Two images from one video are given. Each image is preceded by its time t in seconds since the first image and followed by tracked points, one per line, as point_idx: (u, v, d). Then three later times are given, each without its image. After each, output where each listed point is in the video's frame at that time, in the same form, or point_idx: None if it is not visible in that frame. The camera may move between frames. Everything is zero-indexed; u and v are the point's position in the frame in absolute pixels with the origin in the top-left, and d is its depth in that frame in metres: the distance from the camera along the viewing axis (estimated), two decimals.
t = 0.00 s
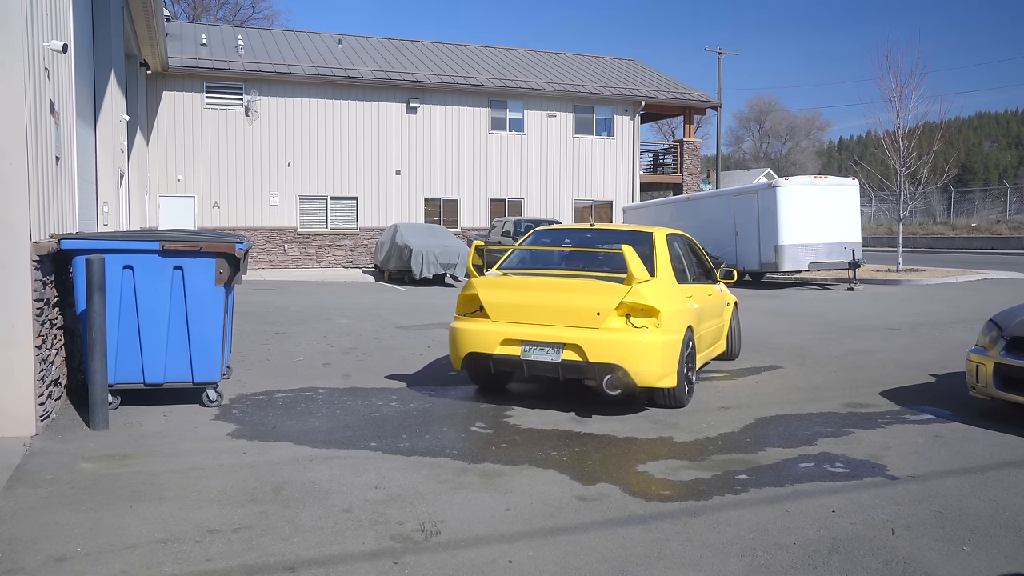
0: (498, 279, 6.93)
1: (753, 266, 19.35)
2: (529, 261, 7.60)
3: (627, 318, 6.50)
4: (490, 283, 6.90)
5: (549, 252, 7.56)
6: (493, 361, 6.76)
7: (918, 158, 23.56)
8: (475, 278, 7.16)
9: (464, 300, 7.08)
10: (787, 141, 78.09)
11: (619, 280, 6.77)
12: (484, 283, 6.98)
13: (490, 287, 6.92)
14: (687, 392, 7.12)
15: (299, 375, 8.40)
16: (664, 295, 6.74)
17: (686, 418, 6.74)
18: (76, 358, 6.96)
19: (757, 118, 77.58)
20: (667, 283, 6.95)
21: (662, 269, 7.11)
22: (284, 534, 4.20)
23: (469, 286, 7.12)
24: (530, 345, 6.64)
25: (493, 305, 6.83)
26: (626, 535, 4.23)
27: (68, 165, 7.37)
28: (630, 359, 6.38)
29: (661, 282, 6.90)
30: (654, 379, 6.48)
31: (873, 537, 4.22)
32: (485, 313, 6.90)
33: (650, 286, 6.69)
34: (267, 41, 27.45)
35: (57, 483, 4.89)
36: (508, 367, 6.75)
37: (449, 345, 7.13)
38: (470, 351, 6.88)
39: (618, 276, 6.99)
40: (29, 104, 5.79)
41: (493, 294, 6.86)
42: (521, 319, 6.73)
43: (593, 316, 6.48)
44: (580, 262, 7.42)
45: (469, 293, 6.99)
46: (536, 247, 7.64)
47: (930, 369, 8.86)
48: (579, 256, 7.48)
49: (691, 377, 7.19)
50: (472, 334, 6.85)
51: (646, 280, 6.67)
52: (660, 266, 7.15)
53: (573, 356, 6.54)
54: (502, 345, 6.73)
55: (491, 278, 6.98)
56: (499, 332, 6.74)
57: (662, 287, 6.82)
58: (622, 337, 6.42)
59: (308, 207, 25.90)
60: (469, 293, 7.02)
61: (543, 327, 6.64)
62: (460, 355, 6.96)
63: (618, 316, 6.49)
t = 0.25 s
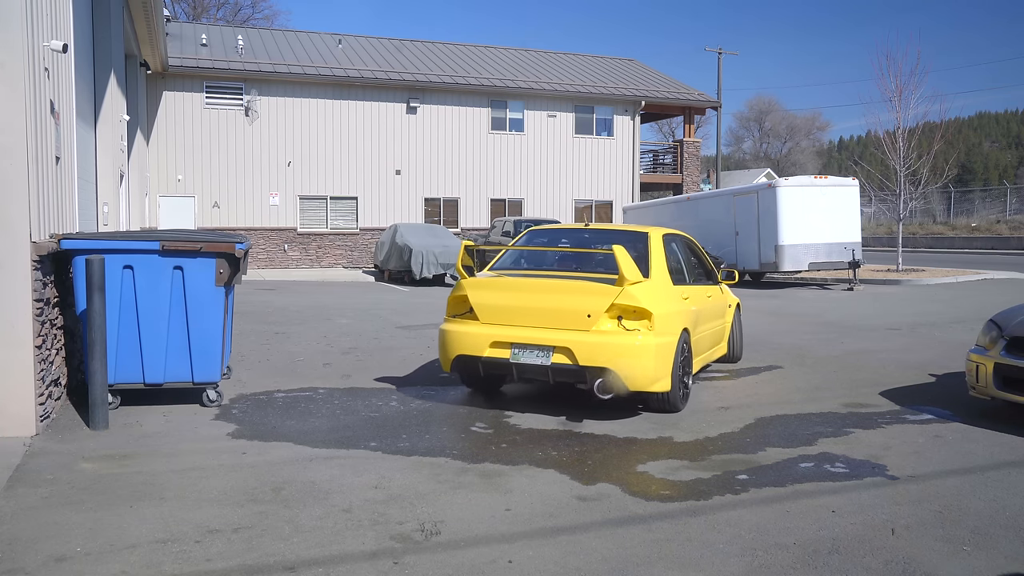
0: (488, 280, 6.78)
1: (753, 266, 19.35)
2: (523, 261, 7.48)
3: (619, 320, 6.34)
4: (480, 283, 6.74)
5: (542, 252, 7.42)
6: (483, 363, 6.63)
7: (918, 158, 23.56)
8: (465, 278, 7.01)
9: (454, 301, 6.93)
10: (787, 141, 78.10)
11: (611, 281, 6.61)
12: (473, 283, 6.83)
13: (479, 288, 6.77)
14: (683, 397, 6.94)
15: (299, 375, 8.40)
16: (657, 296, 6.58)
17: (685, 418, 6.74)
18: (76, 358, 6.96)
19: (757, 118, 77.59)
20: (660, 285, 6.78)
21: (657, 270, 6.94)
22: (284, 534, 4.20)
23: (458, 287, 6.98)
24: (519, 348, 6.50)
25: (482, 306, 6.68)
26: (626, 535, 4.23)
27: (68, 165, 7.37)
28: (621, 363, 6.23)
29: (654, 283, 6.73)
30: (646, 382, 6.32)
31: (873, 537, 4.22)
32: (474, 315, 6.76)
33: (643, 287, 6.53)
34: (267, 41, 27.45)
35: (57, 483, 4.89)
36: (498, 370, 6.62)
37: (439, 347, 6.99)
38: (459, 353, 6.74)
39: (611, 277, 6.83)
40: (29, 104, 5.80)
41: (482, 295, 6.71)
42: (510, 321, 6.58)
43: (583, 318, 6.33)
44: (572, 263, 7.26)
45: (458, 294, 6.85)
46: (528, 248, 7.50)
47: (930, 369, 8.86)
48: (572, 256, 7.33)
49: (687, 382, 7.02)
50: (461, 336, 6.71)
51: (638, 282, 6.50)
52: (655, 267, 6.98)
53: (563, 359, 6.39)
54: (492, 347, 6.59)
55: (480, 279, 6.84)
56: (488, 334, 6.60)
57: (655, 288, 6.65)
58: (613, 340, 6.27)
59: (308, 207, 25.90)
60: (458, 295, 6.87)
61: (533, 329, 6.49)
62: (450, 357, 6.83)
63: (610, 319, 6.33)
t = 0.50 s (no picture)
0: (476, 281, 6.63)
1: (753, 266, 19.35)
2: (514, 263, 7.32)
3: (610, 322, 6.18)
4: (468, 285, 6.60)
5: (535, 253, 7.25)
6: (471, 366, 6.48)
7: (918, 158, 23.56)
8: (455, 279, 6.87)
9: (443, 303, 6.78)
10: (787, 141, 78.11)
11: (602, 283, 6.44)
12: (462, 284, 6.69)
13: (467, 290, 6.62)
14: (678, 401, 6.77)
15: (299, 375, 8.39)
16: (651, 298, 6.41)
17: (685, 418, 6.74)
18: (76, 358, 6.96)
19: (757, 118, 77.58)
20: (654, 287, 6.61)
21: (650, 271, 6.77)
22: (284, 534, 4.20)
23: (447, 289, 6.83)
24: (508, 351, 6.34)
25: (471, 308, 6.54)
26: (627, 535, 4.23)
27: (68, 165, 7.37)
28: (612, 366, 6.06)
29: (648, 284, 6.56)
30: (638, 386, 6.16)
31: (873, 537, 4.22)
32: (463, 317, 6.61)
33: (635, 289, 6.36)
34: (267, 41, 27.46)
35: (57, 483, 4.89)
36: (487, 373, 6.46)
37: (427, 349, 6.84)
38: (448, 356, 6.58)
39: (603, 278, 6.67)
40: (29, 104, 5.80)
41: (471, 297, 6.56)
42: (499, 323, 6.43)
43: (573, 320, 6.17)
44: (564, 264, 7.08)
45: (448, 295, 6.70)
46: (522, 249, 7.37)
47: (930, 369, 8.86)
48: (564, 256, 7.15)
49: (682, 386, 6.85)
50: (450, 338, 6.57)
51: (630, 283, 6.33)
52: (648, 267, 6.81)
53: (552, 362, 6.23)
54: (481, 350, 6.44)
55: (470, 280, 6.69)
56: (477, 336, 6.45)
57: (648, 290, 6.48)
58: (603, 342, 6.11)
59: (308, 207, 25.91)
60: (447, 296, 6.72)
61: (522, 331, 6.33)
62: (438, 360, 6.68)
63: (600, 321, 6.17)
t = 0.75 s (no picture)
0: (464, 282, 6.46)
1: (753, 266, 19.35)
2: (506, 263, 7.20)
3: (599, 325, 6.00)
4: (456, 285, 6.44)
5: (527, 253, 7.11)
6: (458, 369, 6.31)
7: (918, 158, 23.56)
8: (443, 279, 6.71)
9: (431, 304, 6.62)
10: (787, 141, 78.11)
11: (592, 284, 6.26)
12: (450, 285, 6.52)
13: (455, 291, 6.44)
14: (671, 406, 6.60)
15: (299, 375, 8.39)
16: (642, 300, 6.23)
17: (685, 418, 6.74)
18: (76, 358, 6.96)
19: (757, 118, 77.59)
20: (646, 288, 6.42)
21: (643, 271, 6.58)
22: (284, 534, 4.20)
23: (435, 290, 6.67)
24: (495, 354, 6.17)
25: (458, 309, 6.37)
26: (627, 535, 4.23)
27: (68, 164, 7.37)
28: (601, 370, 5.89)
29: (640, 285, 6.37)
30: (628, 391, 5.98)
31: (873, 537, 4.22)
32: (451, 319, 6.45)
33: (625, 290, 6.17)
34: (267, 41, 27.46)
35: (57, 483, 4.89)
36: (474, 376, 6.30)
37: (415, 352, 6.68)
38: (435, 358, 6.43)
39: (593, 279, 6.48)
40: (29, 104, 5.80)
41: (458, 298, 6.40)
42: (487, 325, 6.26)
43: (561, 322, 5.99)
44: (556, 265, 6.94)
45: (435, 296, 6.54)
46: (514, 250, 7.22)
47: (930, 369, 8.86)
48: (556, 256, 7.01)
49: (676, 390, 6.68)
50: (437, 340, 6.41)
51: (621, 284, 6.15)
52: (641, 267, 6.62)
53: (540, 365, 6.05)
54: (468, 352, 6.28)
55: (457, 280, 6.52)
56: (464, 338, 6.29)
57: (640, 291, 6.30)
58: (592, 346, 5.93)
59: (308, 207, 25.91)
60: (435, 297, 6.56)
61: (509, 334, 6.17)
62: (425, 363, 6.51)
63: (589, 324, 6.00)
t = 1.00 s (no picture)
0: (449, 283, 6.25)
1: (753, 266, 19.34)
2: (495, 264, 6.86)
3: (587, 328, 5.79)
4: (440, 287, 6.24)
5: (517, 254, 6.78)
6: (442, 374, 6.10)
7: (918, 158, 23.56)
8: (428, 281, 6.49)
9: (416, 307, 6.41)
10: (787, 141, 78.11)
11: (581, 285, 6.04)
12: (434, 287, 6.31)
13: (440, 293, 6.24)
14: (664, 411, 6.38)
15: (299, 375, 8.39)
16: (632, 301, 6.01)
17: (685, 418, 6.73)
18: (76, 358, 6.96)
19: (757, 118, 77.59)
20: (638, 289, 6.20)
21: (634, 273, 6.36)
22: (284, 534, 4.20)
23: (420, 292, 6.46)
24: (480, 357, 5.96)
25: (443, 312, 6.17)
26: (627, 536, 4.23)
27: (68, 164, 7.37)
28: (589, 374, 5.67)
29: (630, 287, 6.15)
30: (617, 395, 5.77)
31: (873, 537, 4.22)
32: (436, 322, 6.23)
33: (614, 291, 5.95)
34: (267, 41, 27.46)
35: (57, 483, 4.89)
36: (459, 381, 6.09)
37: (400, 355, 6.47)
38: (419, 362, 6.22)
39: (582, 280, 6.26)
40: (29, 104, 5.79)
41: (442, 299, 6.19)
42: (472, 328, 6.05)
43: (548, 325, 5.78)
44: (547, 266, 6.63)
45: (420, 297, 6.34)
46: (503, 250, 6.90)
47: (930, 369, 8.86)
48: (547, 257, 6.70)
49: (669, 396, 6.46)
50: (420, 343, 6.20)
51: (610, 285, 5.93)
52: (633, 269, 6.39)
53: (525, 370, 5.84)
54: (452, 356, 6.07)
55: (443, 281, 6.32)
56: (448, 342, 6.08)
57: (631, 293, 6.08)
58: (579, 349, 5.71)
59: (308, 207, 25.91)
60: (420, 299, 6.35)
61: (494, 337, 5.96)
62: (409, 367, 6.30)
63: (577, 326, 5.78)
